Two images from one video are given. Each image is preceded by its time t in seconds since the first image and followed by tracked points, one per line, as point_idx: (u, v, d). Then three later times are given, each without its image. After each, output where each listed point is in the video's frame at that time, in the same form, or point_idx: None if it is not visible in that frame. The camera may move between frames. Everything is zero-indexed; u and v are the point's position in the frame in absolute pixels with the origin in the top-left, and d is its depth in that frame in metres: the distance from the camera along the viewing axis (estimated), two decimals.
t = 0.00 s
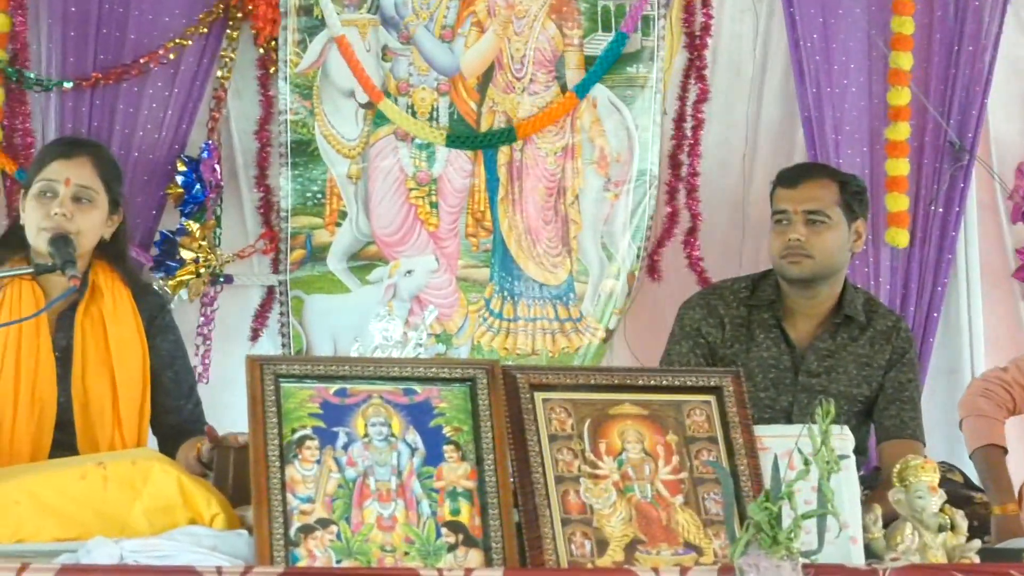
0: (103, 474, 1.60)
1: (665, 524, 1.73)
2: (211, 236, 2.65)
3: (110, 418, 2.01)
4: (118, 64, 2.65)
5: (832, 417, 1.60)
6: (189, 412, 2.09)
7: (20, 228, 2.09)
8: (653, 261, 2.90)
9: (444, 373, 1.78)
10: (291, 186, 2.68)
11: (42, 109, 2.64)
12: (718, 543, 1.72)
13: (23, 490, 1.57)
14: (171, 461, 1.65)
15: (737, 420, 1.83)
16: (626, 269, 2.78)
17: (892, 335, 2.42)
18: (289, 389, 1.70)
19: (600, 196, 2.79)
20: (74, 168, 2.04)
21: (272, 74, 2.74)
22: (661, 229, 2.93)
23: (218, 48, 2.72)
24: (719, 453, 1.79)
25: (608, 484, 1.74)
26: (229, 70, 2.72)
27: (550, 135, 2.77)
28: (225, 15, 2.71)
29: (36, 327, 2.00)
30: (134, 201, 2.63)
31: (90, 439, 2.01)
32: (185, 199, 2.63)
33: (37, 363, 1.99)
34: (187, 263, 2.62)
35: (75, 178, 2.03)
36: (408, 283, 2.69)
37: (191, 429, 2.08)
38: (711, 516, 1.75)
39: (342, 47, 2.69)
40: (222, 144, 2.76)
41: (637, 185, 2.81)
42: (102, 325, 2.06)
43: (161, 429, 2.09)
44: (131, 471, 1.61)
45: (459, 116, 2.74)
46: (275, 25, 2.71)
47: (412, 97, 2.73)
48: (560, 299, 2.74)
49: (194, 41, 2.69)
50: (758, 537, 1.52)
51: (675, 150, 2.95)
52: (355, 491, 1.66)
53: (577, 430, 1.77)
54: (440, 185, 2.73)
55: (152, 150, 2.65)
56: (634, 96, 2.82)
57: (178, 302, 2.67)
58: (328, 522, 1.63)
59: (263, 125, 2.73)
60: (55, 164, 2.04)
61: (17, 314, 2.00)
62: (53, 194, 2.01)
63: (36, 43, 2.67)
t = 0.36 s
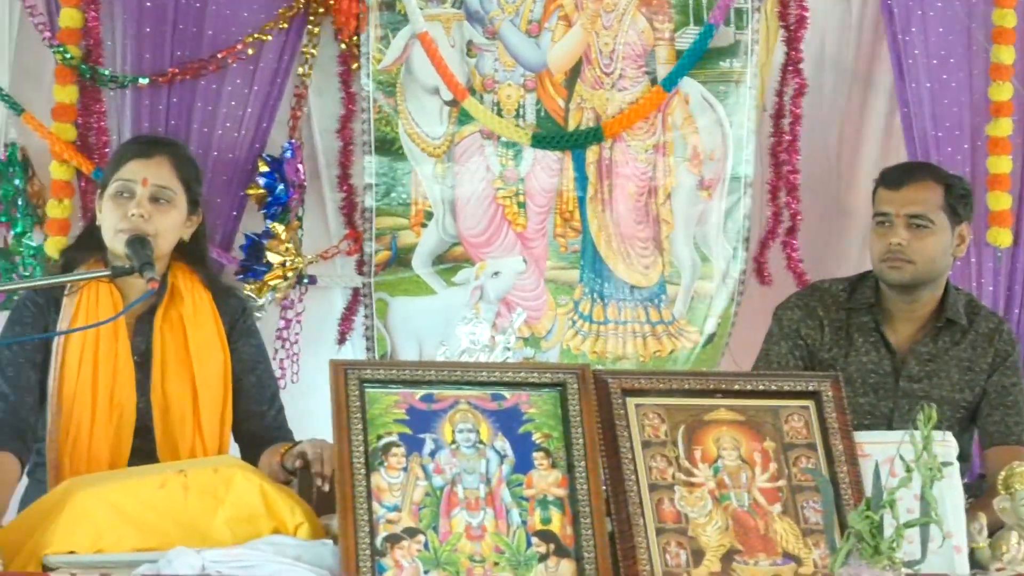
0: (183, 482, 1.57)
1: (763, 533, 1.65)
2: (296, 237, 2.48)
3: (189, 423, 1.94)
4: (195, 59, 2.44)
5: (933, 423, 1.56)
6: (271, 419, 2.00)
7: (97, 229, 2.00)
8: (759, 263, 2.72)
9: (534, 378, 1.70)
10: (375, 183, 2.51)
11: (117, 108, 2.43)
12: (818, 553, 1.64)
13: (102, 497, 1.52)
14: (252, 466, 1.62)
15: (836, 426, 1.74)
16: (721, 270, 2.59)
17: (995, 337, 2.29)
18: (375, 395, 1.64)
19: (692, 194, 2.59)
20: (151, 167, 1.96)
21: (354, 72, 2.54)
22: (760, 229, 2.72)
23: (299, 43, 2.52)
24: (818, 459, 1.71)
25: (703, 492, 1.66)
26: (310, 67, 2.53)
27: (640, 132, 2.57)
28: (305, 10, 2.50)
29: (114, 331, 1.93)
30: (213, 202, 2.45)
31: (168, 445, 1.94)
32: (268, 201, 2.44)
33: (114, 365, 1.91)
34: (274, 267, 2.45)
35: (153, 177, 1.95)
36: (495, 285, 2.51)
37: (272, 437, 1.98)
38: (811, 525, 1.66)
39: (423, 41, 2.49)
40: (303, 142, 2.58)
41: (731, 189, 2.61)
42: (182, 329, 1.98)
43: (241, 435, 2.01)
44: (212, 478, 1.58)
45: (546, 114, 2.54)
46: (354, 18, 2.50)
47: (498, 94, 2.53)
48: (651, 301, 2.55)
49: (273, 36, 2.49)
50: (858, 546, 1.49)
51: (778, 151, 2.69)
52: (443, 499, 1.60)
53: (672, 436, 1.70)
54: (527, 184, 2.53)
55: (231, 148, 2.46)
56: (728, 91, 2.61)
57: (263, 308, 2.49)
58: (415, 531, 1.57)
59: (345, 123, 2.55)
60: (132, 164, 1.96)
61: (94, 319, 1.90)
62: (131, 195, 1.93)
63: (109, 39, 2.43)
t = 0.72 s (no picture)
0: (315, 491, 1.45)
1: (917, 545, 1.54)
2: (433, 238, 2.31)
3: (323, 432, 1.73)
4: (329, 55, 2.31)
5: None
6: (408, 425, 1.82)
7: (226, 229, 1.88)
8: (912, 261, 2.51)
9: (678, 384, 1.63)
10: (514, 178, 2.32)
11: (247, 104, 2.31)
12: (974, 564, 1.52)
13: (232, 508, 1.41)
14: (388, 477, 1.49)
15: (996, 433, 1.61)
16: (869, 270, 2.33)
17: None
18: (513, 400, 1.57)
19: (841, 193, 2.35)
20: (282, 164, 1.82)
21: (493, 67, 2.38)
22: (911, 230, 2.52)
23: (435, 37, 2.38)
24: (975, 468, 1.59)
25: (854, 501, 1.56)
26: (446, 61, 2.38)
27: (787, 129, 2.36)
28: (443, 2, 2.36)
29: (244, 334, 1.75)
30: (347, 201, 2.30)
31: (301, 457, 1.73)
32: (405, 198, 2.29)
33: (245, 370, 1.73)
34: (414, 270, 2.28)
35: (283, 174, 1.80)
36: (637, 287, 2.30)
37: (408, 443, 1.81)
38: (967, 536, 1.54)
39: (556, 35, 2.32)
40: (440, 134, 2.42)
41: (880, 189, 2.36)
42: (315, 332, 1.80)
43: (376, 444, 1.84)
44: (346, 487, 1.45)
45: (690, 109, 2.35)
46: (489, 11, 2.35)
47: (641, 89, 2.34)
48: (797, 303, 2.30)
49: (409, 30, 2.35)
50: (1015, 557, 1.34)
51: (932, 146, 2.50)
52: (583, 508, 1.53)
53: (821, 443, 1.59)
54: (670, 182, 2.33)
55: (366, 146, 2.32)
56: (879, 85, 2.38)
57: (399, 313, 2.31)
58: (554, 542, 1.50)
59: (483, 119, 2.38)
60: (262, 160, 1.82)
61: (224, 323, 1.73)
62: (261, 192, 1.79)
63: (241, 34, 2.33)
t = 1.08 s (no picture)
0: (422, 503, 1.36)
1: None
2: (542, 238, 2.15)
3: (430, 442, 1.67)
4: (434, 46, 2.16)
5: None
6: (517, 435, 1.76)
7: (329, 229, 1.86)
8: None
9: (802, 391, 1.53)
10: (630, 176, 2.19)
11: (349, 100, 2.17)
12: None
13: (333, 523, 1.33)
14: (496, 489, 1.40)
15: None
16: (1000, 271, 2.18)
17: None
18: (629, 410, 1.50)
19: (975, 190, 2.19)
20: (387, 163, 1.77)
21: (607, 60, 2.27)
22: None
23: (546, 27, 2.23)
24: None
25: (988, 515, 1.45)
26: (558, 53, 2.24)
27: (917, 122, 2.20)
28: None
29: (347, 340, 1.68)
30: (452, 200, 2.15)
31: (407, 467, 1.67)
32: (512, 196, 2.14)
33: (348, 381, 1.66)
34: (520, 271, 2.12)
35: (388, 173, 1.75)
36: (759, 289, 2.17)
37: (518, 453, 1.73)
38: None
39: (660, 31, 2.20)
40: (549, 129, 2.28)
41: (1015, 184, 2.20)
42: (421, 338, 1.75)
43: (486, 456, 1.77)
44: (454, 501, 1.37)
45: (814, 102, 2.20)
46: None
47: (762, 81, 2.20)
48: (927, 305, 2.16)
49: (519, 20, 2.20)
50: None
51: None
52: (703, 522, 1.44)
53: (953, 454, 1.49)
54: (794, 179, 2.19)
55: (474, 143, 2.16)
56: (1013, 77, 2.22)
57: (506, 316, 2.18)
58: (673, 557, 1.41)
59: (596, 113, 2.26)
60: (366, 159, 1.77)
61: (327, 329, 1.68)
62: (365, 193, 1.73)
63: (342, 25, 2.18)
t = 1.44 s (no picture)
0: (490, 522, 1.27)
1: None
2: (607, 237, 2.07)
3: (499, 456, 1.59)
4: (505, 34, 2.07)
5: None
6: (592, 450, 1.65)
7: (393, 229, 1.78)
8: None
9: (898, 402, 1.41)
10: (715, 172, 2.08)
11: (414, 91, 2.08)
12: None
13: (394, 541, 1.25)
14: (569, 508, 1.31)
15: None
16: None
17: None
18: (712, 422, 1.39)
19: None
20: (455, 160, 1.68)
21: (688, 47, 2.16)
22: None
23: (622, 15, 2.13)
24: None
25: None
26: (636, 40, 2.15)
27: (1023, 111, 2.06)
28: None
29: (411, 348, 1.62)
30: (524, 198, 2.06)
31: (475, 482, 1.58)
32: (583, 193, 2.05)
33: (413, 390, 1.58)
34: (583, 270, 2.03)
35: (456, 171, 1.67)
36: (852, 293, 2.04)
37: (592, 470, 1.62)
38: None
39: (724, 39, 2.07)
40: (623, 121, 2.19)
41: None
42: (490, 345, 1.68)
43: (559, 471, 1.68)
44: (524, 519, 1.28)
45: (913, 91, 2.08)
46: None
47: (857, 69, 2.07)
48: None
49: (596, 4, 2.10)
50: None
51: None
52: (791, 543, 1.33)
53: None
54: (890, 175, 2.06)
55: (546, 136, 2.07)
56: None
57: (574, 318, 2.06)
58: None
59: (676, 105, 2.15)
60: (433, 155, 1.69)
61: (390, 335, 1.61)
62: (432, 191, 1.65)
63: (408, 10, 2.10)
